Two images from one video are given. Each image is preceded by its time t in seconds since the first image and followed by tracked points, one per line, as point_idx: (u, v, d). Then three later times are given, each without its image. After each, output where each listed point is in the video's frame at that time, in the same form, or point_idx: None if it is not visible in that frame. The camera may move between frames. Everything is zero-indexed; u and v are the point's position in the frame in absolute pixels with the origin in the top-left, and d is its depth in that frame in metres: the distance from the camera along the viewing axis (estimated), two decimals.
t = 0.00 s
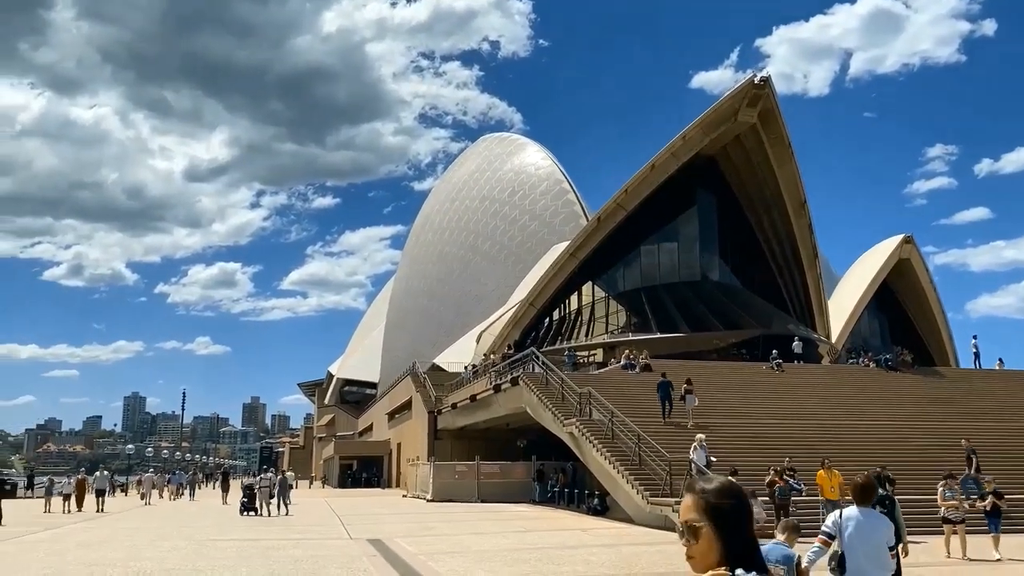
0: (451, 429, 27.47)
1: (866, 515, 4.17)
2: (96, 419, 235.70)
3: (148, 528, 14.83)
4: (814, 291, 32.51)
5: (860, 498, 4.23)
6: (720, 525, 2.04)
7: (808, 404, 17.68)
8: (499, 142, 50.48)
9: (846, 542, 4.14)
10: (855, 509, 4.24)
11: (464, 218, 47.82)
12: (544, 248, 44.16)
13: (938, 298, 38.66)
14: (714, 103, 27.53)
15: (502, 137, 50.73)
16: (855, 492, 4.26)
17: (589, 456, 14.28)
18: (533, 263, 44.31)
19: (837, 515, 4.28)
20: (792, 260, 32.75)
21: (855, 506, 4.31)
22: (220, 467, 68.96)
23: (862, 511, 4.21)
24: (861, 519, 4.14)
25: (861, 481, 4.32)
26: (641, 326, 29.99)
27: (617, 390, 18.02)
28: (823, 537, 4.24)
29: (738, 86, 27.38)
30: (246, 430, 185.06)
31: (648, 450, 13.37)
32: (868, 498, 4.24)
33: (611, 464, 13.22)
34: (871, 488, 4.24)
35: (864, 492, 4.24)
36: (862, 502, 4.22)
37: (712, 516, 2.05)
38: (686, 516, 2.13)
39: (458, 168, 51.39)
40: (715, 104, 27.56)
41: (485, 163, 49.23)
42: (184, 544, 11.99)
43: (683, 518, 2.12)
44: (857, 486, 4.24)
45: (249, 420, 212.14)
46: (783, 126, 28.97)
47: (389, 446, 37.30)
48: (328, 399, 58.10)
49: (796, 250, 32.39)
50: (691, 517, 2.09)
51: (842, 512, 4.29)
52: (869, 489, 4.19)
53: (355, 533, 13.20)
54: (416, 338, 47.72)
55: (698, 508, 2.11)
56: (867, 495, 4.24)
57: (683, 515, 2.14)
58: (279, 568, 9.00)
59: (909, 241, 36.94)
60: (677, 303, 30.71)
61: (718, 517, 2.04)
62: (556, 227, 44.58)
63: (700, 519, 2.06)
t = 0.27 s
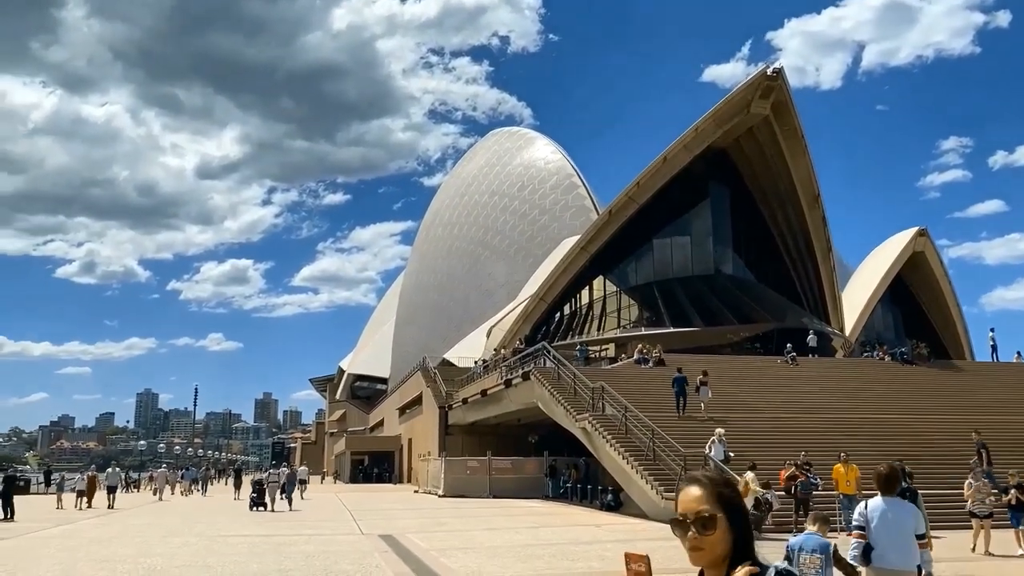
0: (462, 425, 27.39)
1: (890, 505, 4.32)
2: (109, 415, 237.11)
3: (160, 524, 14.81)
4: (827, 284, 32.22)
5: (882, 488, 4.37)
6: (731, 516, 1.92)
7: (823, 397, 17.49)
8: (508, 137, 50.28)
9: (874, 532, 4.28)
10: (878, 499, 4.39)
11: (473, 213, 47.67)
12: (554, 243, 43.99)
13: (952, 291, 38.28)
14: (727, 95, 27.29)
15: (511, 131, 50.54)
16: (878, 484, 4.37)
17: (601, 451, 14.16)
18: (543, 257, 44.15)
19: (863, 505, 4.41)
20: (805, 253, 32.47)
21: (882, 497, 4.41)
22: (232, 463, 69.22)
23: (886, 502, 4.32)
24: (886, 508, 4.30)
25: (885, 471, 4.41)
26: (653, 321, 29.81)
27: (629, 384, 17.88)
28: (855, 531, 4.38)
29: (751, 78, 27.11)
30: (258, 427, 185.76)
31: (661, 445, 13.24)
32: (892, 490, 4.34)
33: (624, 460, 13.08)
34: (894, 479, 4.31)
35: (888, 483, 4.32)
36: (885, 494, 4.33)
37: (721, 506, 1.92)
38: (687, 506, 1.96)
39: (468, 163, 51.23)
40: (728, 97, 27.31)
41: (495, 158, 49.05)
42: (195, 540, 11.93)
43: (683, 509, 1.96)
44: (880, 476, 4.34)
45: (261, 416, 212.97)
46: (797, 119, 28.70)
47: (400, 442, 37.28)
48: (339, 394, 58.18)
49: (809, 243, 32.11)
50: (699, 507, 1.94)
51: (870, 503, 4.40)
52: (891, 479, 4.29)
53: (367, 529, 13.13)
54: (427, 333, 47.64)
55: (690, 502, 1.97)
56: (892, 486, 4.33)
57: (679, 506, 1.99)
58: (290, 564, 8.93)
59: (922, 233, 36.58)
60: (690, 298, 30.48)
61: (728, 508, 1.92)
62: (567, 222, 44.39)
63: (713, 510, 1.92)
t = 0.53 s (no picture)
0: (456, 416, 27.41)
1: (899, 496, 4.39)
2: (103, 406, 236.69)
3: (154, 515, 14.80)
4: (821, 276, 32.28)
5: (891, 479, 4.45)
6: (720, 500, 1.87)
7: (817, 389, 17.54)
8: (503, 129, 50.19)
9: (881, 523, 4.35)
10: (886, 490, 4.46)
11: (468, 205, 47.59)
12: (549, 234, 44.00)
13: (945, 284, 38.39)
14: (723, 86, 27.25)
15: (506, 123, 50.45)
16: (885, 474, 4.44)
17: (595, 442, 14.19)
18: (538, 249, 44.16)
19: (871, 496, 4.48)
20: (800, 246, 32.52)
21: (889, 488, 4.48)
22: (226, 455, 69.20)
23: (895, 493, 4.39)
24: (893, 499, 4.37)
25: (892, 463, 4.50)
26: (647, 312, 29.83)
27: (624, 375, 17.91)
28: (862, 522, 4.45)
29: (746, 69, 27.08)
30: (252, 418, 185.66)
31: (655, 435, 13.27)
32: (899, 481, 4.42)
33: (618, 451, 13.11)
34: (902, 470, 4.40)
35: (896, 474, 4.40)
36: (894, 485, 4.41)
37: (709, 490, 1.86)
38: (673, 491, 1.89)
39: (463, 154, 51.12)
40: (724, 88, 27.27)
41: (490, 150, 48.93)
42: (189, 530, 11.93)
43: (671, 494, 1.89)
44: (887, 468, 4.42)
45: (255, 407, 212.85)
46: (792, 111, 28.69)
47: (394, 433, 37.30)
48: (334, 386, 58.15)
49: (804, 236, 32.15)
50: (689, 491, 1.87)
51: (877, 496, 4.47)
52: (899, 469, 4.36)
53: (360, 519, 13.14)
54: (421, 325, 47.62)
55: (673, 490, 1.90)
56: (899, 477, 4.41)
57: (664, 490, 1.91)
58: (283, 554, 8.92)
59: (916, 226, 36.65)
60: (684, 290, 30.48)
61: (718, 493, 1.86)
62: (562, 214, 44.42)
63: (704, 494, 1.85)
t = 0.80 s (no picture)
0: (434, 403, 27.31)
1: (898, 483, 4.32)
2: (76, 393, 234.01)
3: (126, 502, 14.59)
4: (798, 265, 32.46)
5: (892, 465, 4.36)
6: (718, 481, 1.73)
7: (794, 376, 17.63)
8: (482, 115, 49.91)
9: (879, 506, 4.28)
10: (886, 476, 4.37)
11: (447, 191, 47.33)
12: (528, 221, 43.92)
13: (919, 273, 38.75)
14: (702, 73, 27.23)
15: (485, 109, 50.17)
16: (887, 461, 4.35)
17: (573, 428, 14.15)
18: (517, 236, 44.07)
19: (868, 481, 4.41)
20: (778, 234, 32.66)
21: (887, 474, 4.40)
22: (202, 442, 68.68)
23: (894, 480, 4.32)
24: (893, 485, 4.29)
25: (893, 449, 4.41)
26: (626, 300, 29.84)
27: (603, 362, 17.90)
28: (859, 506, 4.36)
29: (726, 56, 27.07)
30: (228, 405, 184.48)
31: (634, 422, 13.24)
32: (900, 467, 4.33)
33: (597, 437, 13.07)
34: (903, 457, 4.31)
35: (897, 461, 4.32)
36: (894, 472, 4.33)
37: (710, 471, 1.72)
38: (672, 471, 1.72)
39: (442, 140, 50.79)
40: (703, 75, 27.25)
41: (469, 135, 48.65)
42: (162, 518, 11.75)
43: (671, 473, 1.72)
44: (890, 454, 4.33)
45: (231, 394, 211.45)
46: (771, 98, 28.74)
47: (372, 420, 37.13)
48: (310, 372, 57.79)
49: (781, 224, 32.29)
50: (689, 472, 1.71)
51: (875, 480, 4.39)
52: (901, 457, 4.28)
53: (335, 507, 13.02)
54: (399, 312, 47.38)
55: (671, 471, 1.73)
56: (900, 464, 4.33)
57: (661, 469, 1.75)
58: (257, 543, 8.79)
59: (892, 215, 36.94)
60: (663, 278, 30.51)
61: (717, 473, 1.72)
62: (541, 201, 44.35)
63: (706, 474, 1.70)
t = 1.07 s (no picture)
0: (406, 386, 27.21)
1: (892, 464, 4.33)
2: (41, 376, 230.22)
3: (93, 488, 14.36)
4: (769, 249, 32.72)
5: (886, 446, 4.38)
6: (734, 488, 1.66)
7: (766, 359, 17.77)
8: (455, 96, 49.53)
9: (868, 485, 4.32)
10: (879, 457, 4.39)
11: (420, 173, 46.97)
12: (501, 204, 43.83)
13: (887, 258, 39.23)
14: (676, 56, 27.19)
15: (458, 90, 49.80)
16: (883, 442, 4.36)
17: (547, 411, 14.16)
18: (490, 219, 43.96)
19: (862, 462, 4.43)
20: (749, 218, 32.85)
21: (881, 455, 4.42)
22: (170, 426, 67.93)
23: (888, 462, 4.33)
24: (885, 465, 4.33)
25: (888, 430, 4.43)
26: (599, 283, 29.88)
27: (577, 345, 17.89)
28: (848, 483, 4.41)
29: (700, 40, 27.04)
30: (197, 388, 182.68)
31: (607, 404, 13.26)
32: (894, 449, 4.35)
33: (572, 420, 13.07)
34: (898, 438, 4.33)
35: (891, 442, 4.34)
36: (889, 454, 4.34)
37: (725, 478, 1.65)
38: (685, 478, 1.65)
39: (414, 122, 50.35)
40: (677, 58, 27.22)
41: (442, 117, 48.26)
42: (131, 504, 11.57)
43: (686, 481, 1.65)
44: (885, 436, 4.35)
45: (200, 377, 209.36)
46: (744, 82, 28.81)
47: (343, 404, 36.94)
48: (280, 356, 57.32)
49: (753, 208, 32.48)
50: (705, 480, 1.63)
51: (870, 461, 4.40)
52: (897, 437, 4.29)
53: (307, 492, 12.91)
54: (371, 295, 47.07)
55: (687, 477, 1.66)
56: (894, 446, 4.35)
57: (675, 478, 1.67)
58: (229, 529, 8.67)
59: (861, 200, 37.31)
60: (636, 261, 30.57)
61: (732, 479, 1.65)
62: (514, 184, 44.28)
63: (721, 482, 1.62)
